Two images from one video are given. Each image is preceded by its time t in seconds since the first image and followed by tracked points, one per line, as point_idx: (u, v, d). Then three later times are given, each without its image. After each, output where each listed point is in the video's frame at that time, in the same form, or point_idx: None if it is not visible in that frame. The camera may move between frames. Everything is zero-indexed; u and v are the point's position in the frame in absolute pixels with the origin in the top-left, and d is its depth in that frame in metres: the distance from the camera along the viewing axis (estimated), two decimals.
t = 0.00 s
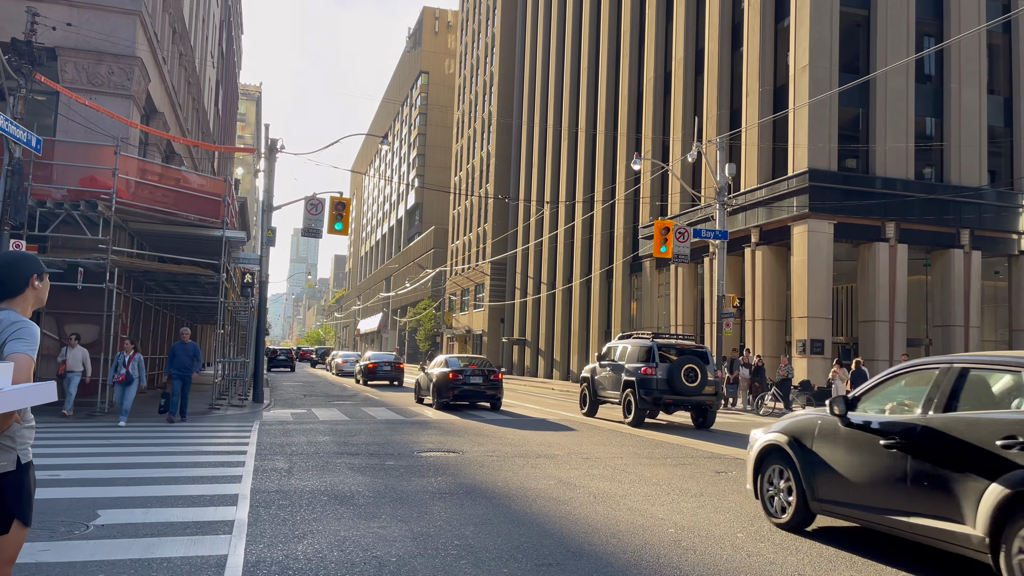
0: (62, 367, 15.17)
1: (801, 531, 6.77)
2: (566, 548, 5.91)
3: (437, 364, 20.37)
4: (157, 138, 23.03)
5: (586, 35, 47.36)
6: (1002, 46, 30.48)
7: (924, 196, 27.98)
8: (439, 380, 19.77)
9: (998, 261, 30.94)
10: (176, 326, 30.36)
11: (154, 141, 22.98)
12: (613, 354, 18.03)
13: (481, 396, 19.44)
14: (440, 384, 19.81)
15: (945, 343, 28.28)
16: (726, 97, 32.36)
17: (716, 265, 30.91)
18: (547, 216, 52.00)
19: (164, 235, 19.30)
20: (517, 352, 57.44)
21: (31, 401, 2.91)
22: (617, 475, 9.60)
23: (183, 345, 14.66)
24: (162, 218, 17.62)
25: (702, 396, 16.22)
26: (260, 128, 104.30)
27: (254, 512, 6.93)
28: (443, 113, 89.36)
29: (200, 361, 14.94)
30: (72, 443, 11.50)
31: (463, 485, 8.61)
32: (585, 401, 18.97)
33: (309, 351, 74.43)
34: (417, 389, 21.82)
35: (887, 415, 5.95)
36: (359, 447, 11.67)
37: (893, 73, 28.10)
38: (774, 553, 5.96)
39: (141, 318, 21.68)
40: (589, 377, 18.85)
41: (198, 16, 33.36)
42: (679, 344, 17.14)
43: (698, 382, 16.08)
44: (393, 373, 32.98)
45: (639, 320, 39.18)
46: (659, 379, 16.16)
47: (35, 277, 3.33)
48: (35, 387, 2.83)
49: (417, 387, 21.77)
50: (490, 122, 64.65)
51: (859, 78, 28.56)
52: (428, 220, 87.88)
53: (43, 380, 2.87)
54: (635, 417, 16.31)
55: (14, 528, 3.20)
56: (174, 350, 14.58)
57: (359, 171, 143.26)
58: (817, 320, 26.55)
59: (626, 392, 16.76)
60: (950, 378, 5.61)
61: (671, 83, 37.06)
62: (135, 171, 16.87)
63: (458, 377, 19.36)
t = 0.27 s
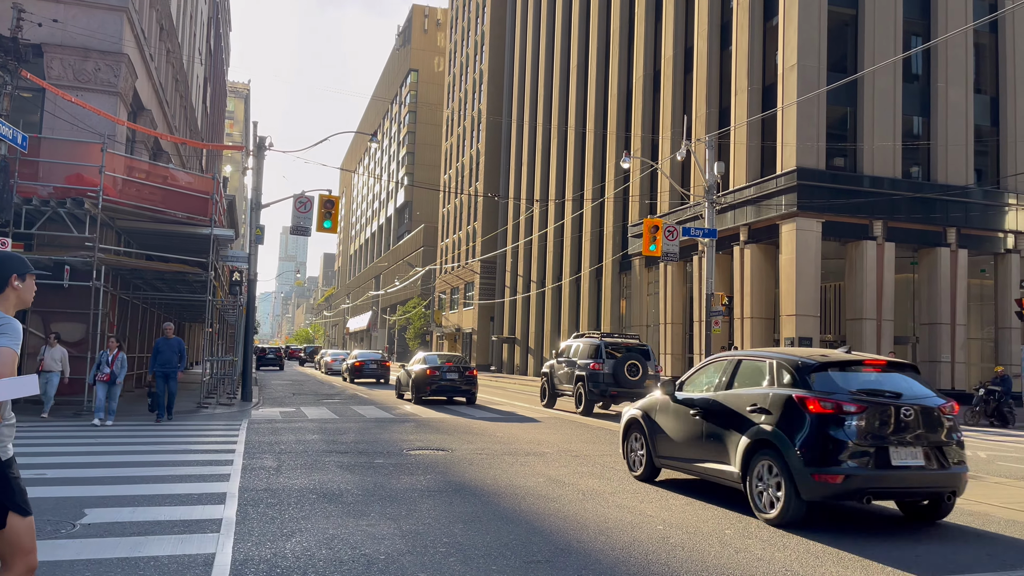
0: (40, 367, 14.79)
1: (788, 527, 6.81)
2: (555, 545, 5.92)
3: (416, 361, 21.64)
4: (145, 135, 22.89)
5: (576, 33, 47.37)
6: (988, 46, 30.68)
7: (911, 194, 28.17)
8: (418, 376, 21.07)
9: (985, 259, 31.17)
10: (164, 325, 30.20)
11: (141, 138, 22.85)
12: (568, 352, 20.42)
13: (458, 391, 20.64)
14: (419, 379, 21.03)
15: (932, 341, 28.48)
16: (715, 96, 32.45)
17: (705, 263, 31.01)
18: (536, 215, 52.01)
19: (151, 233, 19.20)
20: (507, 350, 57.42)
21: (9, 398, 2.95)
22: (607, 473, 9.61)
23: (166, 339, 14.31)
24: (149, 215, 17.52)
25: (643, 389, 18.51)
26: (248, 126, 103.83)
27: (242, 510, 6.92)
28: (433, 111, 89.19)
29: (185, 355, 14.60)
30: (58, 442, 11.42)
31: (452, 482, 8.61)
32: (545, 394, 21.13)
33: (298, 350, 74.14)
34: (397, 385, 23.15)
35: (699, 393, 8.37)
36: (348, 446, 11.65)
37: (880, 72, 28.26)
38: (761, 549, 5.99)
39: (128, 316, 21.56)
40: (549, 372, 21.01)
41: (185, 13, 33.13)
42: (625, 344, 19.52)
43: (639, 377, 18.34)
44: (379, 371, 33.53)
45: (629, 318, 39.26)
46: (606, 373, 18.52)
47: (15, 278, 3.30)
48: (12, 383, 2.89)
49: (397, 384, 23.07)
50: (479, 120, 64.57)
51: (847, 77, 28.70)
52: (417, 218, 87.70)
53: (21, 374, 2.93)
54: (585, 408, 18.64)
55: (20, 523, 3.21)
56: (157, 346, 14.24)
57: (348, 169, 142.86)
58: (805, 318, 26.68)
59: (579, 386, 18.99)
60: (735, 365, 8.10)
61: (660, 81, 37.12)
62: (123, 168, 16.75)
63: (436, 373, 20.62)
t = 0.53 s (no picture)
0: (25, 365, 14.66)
1: (782, 523, 6.83)
2: (550, 542, 5.93)
3: (402, 359, 22.55)
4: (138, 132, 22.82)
5: (570, 30, 47.35)
6: (982, 43, 30.74)
7: (905, 191, 28.26)
8: (403, 372, 22.10)
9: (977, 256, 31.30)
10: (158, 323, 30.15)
11: (135, 136, 22.78)
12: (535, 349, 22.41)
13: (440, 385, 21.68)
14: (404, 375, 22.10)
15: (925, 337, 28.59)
16: (709, 93, 32.47)
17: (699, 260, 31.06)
18: (531, 212, 52.02)
19: (145, 231, 19.14)
20: (501, 348, 57.43)
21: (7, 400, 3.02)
22: (602, 470, 9.63)
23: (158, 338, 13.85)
24: (142, 214, 17.46)
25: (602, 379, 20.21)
26: (242, 123, 103.59)
27: (236, 508, 6.91)
28: (427, 108, 89.10)
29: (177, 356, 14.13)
30: (52, 441, 11.39)
31: (447, 480, 8.60)
32: (517, 386, 22.83)
33: (292, 348, 74.08)
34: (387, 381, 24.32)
35: (597, 380, 10.43)
36: (342, 444, 11.64)
37: (874, 69, 28.31)
38: (755, 546, 6.01)
39: (122, 315, 21.51)
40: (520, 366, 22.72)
41: (178, 10, 32.99)
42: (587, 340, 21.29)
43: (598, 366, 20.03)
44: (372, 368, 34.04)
45: (623, 315, 39.33)
46: (567, 366, 20.23)
47: (3, 278, 3.28)
48: (10, 386, 2.96)
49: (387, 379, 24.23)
50: (474, 117, 64.52)
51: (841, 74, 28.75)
52: (412, 216, 87.62)
53: (18, 378, 3.00)
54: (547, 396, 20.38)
55: (18, 522, 3.21)
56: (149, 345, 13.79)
57: (343, 167, 142.60)
58: (799, 315, 26.74)
59: (544, 378, 20.68)
60: (622, 358, 10.21)
61: (655, 79, 37.14)
62: (116, 166, 16.69)
63: (420, 369, 21.66)
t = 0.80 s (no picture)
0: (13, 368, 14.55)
1: (782, 519, 6.84)
2: (551, 540, 5.94)
3: (394, 356, 23.74)
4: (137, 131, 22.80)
5: (569, 28, 47.34)
6: (981, 39, 30.74)
7: (904, 188, 28.27)
8: (396, 368, 23.28)
9: (977, 252, 31.30)
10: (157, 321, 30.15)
11: (134, 135, 22.77)
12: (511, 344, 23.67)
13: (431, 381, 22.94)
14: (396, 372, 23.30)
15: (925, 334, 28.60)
16: (708, 90, 32.45)
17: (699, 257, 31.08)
18: (530, 209, 52.01)
19: (145, 229, 19.13)
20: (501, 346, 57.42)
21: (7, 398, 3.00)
22: (602, 467, 9.64)
23: (157, 336, 13.58)
24: (141, 212, 17.44)
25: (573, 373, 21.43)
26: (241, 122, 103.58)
27: (237, 506, 6.92)
28: (426, 106, 89.06)
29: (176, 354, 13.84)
30: (52, 440, 11.38)
31: (447, 478, 8.61)
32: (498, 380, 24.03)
33: (292, 347, 74.07)
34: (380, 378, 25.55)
35: (537, 370, 12.41)
36: (342, 441, 11.65)
37: (873, 66, 28.30)
38: (757, 542, 6.02)
39: (122, 313, 21.51)
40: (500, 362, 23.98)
41: (177, 9, 32.97)
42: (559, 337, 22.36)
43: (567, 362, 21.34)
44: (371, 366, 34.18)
45: (623, 313, 39.33)
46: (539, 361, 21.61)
47: (3, 277, 3.28)
48: (10, 383, 2.94)
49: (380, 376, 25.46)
50: (473, 115, 64.48)
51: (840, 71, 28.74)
52: (411, 214, 87.58)
53: (18, 375, 2.98)
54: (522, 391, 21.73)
55: (15, 522, 3.21)
56: (147, 343, 13.50)
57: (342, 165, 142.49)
58: (799, 312, 26.75)
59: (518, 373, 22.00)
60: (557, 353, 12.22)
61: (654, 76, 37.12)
62: (115, 165, 16.67)
63: (412, 366, 22.85)
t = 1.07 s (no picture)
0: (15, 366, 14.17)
1: (785, 517, 6.83)
2: (554, 537, 5.94)
3: (390, 353, 25.01)
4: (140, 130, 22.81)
5: (571, 25, 47.33)
6: (984, 36, 30.66)
7: (907, 185, 28.21)
8: (392, 366, 24.52)
9: (980, 249, 31.24)
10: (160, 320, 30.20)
11: (136, 134, 22.80)
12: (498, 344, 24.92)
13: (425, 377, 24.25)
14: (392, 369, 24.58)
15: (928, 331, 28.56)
16: (711, 87, 32.41)
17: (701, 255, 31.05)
18: (532, 208, 52.00)
19: (148, 229, 19.18)
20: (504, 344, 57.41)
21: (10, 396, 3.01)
22: (605, 465, 9.64)
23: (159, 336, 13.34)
24: (144, 210, 17.45)
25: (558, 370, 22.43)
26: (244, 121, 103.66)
27: (241, 505, 6.92)
28: (428, 104, 89.05)
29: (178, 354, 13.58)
30: (55, 438, 11.41)
31: (450, 476, 8.62)
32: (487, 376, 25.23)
33: (295, 345, 74.14)
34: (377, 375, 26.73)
35: (500, 365, 14.34)
36: (346, 440, 11.65)
37: (876, 63, 28.23)
38: (760, 540, 6.01)
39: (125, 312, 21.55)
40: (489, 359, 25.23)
41: (179, 7, 32.97)
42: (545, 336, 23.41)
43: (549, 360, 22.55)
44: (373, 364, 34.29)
45: (626, 311, 39.30)
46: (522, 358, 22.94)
47: (12, 273, 3.29)
48: (13, 381, 2.95)
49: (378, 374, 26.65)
50: (475, 113, 64.46)
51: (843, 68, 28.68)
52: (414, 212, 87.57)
53: (21, 371, 2.98)
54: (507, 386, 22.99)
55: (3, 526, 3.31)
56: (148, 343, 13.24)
57: (344, 163, 142.47)
58: (802, 309, 26.72)
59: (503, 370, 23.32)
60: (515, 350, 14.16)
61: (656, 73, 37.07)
62: (118, 164, 16.69)
63: (407, 363, 24.12)
